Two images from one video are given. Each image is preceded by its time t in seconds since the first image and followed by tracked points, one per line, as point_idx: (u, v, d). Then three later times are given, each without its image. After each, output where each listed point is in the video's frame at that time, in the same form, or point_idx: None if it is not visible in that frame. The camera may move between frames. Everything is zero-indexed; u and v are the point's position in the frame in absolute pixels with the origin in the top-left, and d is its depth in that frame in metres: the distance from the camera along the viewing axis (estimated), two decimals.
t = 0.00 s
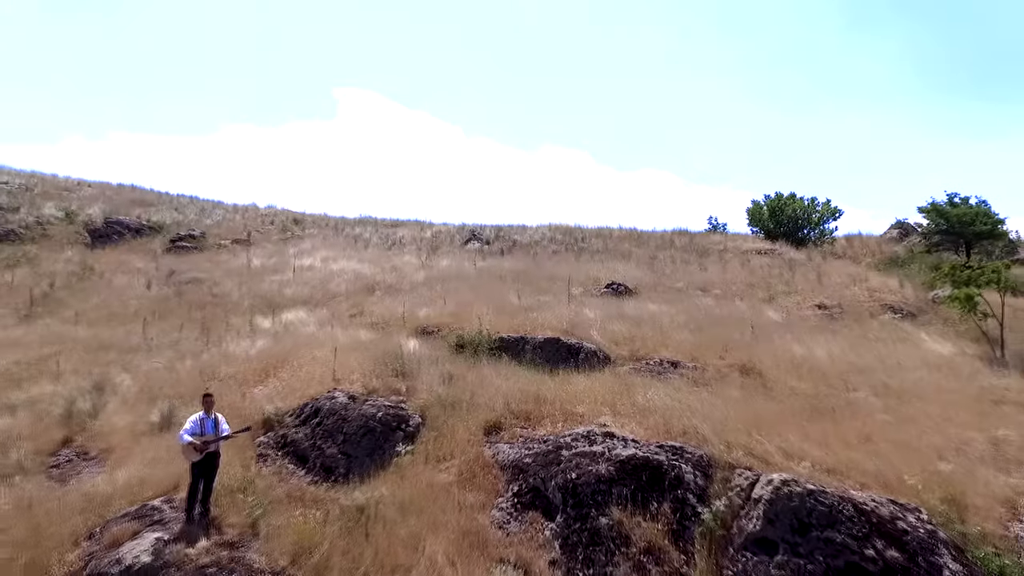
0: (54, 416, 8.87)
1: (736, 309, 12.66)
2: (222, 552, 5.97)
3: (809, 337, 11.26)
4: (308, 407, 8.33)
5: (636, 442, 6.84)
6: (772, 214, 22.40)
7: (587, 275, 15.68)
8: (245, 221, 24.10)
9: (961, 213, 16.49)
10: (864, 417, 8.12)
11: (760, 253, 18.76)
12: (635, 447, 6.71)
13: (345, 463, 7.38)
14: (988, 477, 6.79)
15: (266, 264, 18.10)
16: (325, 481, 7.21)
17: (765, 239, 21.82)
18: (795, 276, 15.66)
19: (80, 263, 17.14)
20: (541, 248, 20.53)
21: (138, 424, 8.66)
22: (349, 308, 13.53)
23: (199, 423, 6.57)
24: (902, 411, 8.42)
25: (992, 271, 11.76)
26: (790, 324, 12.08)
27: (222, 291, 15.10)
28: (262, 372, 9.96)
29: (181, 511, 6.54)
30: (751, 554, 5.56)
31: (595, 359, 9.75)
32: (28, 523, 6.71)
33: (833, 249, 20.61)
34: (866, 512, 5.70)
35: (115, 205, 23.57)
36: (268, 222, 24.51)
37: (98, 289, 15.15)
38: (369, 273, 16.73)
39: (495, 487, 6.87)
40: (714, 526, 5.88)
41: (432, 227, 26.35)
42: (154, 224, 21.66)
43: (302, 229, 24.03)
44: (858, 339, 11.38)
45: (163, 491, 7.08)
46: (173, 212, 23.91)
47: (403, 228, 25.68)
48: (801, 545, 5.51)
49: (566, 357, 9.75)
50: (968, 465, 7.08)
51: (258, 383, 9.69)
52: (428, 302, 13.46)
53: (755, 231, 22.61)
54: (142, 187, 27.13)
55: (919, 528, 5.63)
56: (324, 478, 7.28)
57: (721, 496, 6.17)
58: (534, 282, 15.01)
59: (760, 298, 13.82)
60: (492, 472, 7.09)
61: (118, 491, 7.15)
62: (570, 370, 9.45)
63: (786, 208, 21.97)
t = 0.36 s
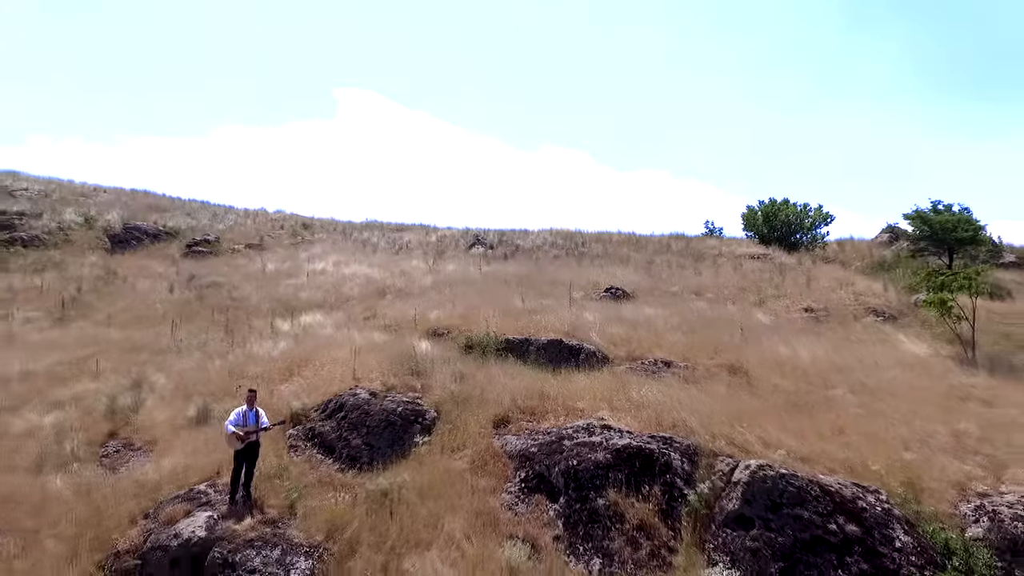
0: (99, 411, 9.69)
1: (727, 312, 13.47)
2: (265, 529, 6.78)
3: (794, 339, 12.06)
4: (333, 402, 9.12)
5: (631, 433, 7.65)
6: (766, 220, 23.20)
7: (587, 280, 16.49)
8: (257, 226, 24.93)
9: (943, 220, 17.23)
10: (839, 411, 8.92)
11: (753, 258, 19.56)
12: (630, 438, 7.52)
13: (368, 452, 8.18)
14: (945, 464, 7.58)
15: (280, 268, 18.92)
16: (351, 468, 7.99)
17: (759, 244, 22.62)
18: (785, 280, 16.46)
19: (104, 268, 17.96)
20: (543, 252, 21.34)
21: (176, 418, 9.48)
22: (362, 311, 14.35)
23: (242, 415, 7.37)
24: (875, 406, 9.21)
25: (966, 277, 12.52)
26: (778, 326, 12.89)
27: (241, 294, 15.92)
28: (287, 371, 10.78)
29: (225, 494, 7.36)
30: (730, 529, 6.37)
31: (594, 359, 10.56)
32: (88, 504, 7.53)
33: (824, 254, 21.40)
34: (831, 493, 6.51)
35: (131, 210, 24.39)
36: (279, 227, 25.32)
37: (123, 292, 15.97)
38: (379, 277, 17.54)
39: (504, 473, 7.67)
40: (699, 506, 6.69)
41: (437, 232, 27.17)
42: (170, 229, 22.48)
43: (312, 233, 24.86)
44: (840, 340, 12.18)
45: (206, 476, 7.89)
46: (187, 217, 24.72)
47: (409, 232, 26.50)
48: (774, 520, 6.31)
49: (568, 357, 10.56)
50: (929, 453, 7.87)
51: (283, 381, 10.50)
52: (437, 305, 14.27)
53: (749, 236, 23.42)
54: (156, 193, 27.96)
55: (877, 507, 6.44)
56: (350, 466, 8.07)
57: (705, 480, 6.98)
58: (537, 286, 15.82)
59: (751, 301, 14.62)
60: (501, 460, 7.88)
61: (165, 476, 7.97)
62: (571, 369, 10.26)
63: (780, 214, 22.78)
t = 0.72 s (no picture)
0: (143, 406, 10.68)
1: (718, 315, 14.42)
2: (304, 506, 7.75)
3: (779, 340, 13.02)
4: (357, 397, 10.09)
5: (625, 424, 8.62)
6: (760, 225, 24.15)
7: (587, 284, 17.45)
8: (270, 231, 25.92)
9: (925, 227, 18.20)
10: (814, 406, 9.87)
11: (746, 262, 20.52)
12: (624, 428, 8.49)
13: (391, 442, 9.14)
14: (905, 451, 8.53)
15: (296, 272, 19.90)
16: (376, 456, 8.94)
17: (753, 249, 23.57)
18: (774, 285, 17.41)
19: (129, 272, 18.96)
20: (545, 257, 22.31)
21: (214, 411, 10.45)
22: (377, 314, 15.33)
23: (281, 408, 8.31)
24: (847, 401, 10.16)
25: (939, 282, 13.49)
26: (765, 328, 13.85)
27: (261, 298, 16.90)
28: (312, 369, 11.75)
29: (267, 477, 8.33)
30: (711, 506, 7.32)
31: (594, 358, 11.53)
32: (144, 488, 8.52)
33: (814, 258, 22.33)
34: (799, 475, 7.47)
35: (149, 216, 25.39)
36: (291, 232, 26.31)
37: (150, 295, 16.97)
38: (390, 282, 18.52)
39: (513, 459, 8.63)
40: (684, 487, 7.67)
41: (443, 236, 28.15)
42: (188, 235, 23.49)
43: (323, 238, 25.84)
44: (822, 342, 13.13)
45: (247, 462, 8.86)
46: (203, 222, 25.72)
47: (416, 237, 27.48)
48: (748, 498, 7.26)
49: (569, 357, 11.53)
50: (892, 442, 8.81)
51: (309, 378, 11.47)
52: (447, 308, 15.24)
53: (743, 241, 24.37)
54: (171, 199, 28.96)
55: (838, 486, 7.40)
56: (374, 454, 9.01)
57: (690, 465, 7.95)
58: (540, 290, 16.78)
59: (741, 304, 15.58)
60: (509, 448, 8.84)
61: (210, 462, 8.95)
62: (572, 367, 11.22)
63: (773, 219, 23.72)
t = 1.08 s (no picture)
0: (185, 401, 11.82)
1: (708, 318, 15.54)
2: (338, 487, 8.88)
3: (763, 342, 14.13)
4: (379, 393, 11.22)
5: (619, 416, 9.74)
6: (752, 231, 25.25)
7: (587, 288, 18.57)
8: (284, 236, 27.08)
9: (905, 235, 19.43)
10: (790, 400, 10.98)
11: (738, 267, 21.62)
12: (618, 419, 9.61)
13: (411, 432, 10.28)
14: (867, 440, 9.64)
15: (312, 277, 21.06)
16: (398, 445, 10.07)
17: (746, 253, 24.66)
18: (763, 289, 18.51)
19: (156, 277, 20.12)
20: (548, 261, 23.42)
21: (250, 406, 11.59)
22: (391, 317, 16.46)
23: (317, 401, 9.44)
24: (820, 396, 11.28)
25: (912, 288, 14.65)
26: (751, 330, 14.96)
27: (282, 302, 18.05)
28: (335, 368, 12.89)
29: (304, 463, 9.48)
30: (692, 486, 8.44)
31: (592, 358, 12.65)
32: (195, 472, 9.67)
33: (804, 263, 23.43)
34: (769, 459, 8.58)
35: (169, 222, 26.55)
36: (303, 237, 27.45)
37: (178, 299, 18.13)
38: (402, 286, 19.66)
39: (519, 447, 9.74)
40: (670, 470, 8.79)
41: (449, 241, 29.28)
42: (207, 240, 24.64)
43: (334, 243, 26.99)
44: (803, 343, 14.25)
45: (284, 450, 10.00)
46: (220, 228, 26.88)
47: (423, 242, 28.62)
48: (725, 479, 8.37)
49: (570, 356, 12.65)
50: (856, 432, 9.92)
51: (333, 375, 12.61)
52: (456, 312, 16.38)
53: (737, 246, 25.47)
54: (188, 205, 30.14)
55: (804, 469, 8.50)
56: (397, 443, 10.15)
57: (675, 452, 9.08)
58: (543, 294, 17.91)
59: (731, 308, 16.68)
60: (517, 437, 9.96)
61: (251, 450, 10.09)
62: (573, 366, 12.35)
63: (765, 225, 24.83)
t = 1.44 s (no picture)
0: (222, 396, 13.12)
1: (698, 320, 16.80)
2: (366, 469, 10.21)
3: (747, 342, 15.39)
4: (397, 387, 12.49)
5: (612, 407, 11.02)
6: (744, 236, 26.48)
7: (586, 291, 19.82)
8: (297, 241, 28.36)
9: (885, 241, 20.74)
10: (766, 394, 12.24)
11: (729, 271, 22.86)
12: (611, 410, 10.89)
13: (427, 422, 11.56)
14: (831, 429, 10.91)
15: (327, 280, 22.34)
16: (416, 433, 11.34)
17: (738, 258, 25.88)
18: (751, 292, 19.76)
19: (181, 281, 21.43)
20: (549, 266, 24.67)
21: (281, 399, 12.89)
22: (404, 319, 17.74)
23: (346, 394, 10.73)
24: (794, 390, 12.53)
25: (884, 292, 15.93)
26: (737, 331, 16.21)
27: (301, 304, 19.34)
28: (356, 365, 14.17)
29: (334, 448, 10.77)
30: (675, 467, 9.71)
31: (590, 356, 13.92)
32: (238, 457, 10.96)
33: (793, 267, 24.65)
34: (742, 444, 9.86)
35: (188, 227, 27.87)
36: (316, 242, 28.73)
37: (204, 302, 19.43)
38: (412, 290, 20.93)
39: (524, 435, 10.99)
40: (656, 454, 10.07)
41: (455, 245, 30.54)
42: (225, 245, 25.93)
43: (345, 247, 28.27)
44: (784, 342, 15.50)
45: (315, 437, 11.29)
46: (236, 233, 28.18)
47: (430, 246, 29.87)
48: (703, 461, 9.65)
49: (569, 355, 13.92)
50: (823, 422, 11.18)
51: (354, 372, 13.89)
52: (464, 314, 17.64)
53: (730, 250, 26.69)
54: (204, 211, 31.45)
55: (772, 453, 9.79)
56: (415, 432, 11.41)
57: (661, 439, 10.36)
58: (544, 298, 19.17)
59: (719, 310, 17.93)
60: (521, 426, 11.21)
61: (286, 437, 11.38)
62: (572, 364, 13.61)
63: (756, 231, 26.05)
